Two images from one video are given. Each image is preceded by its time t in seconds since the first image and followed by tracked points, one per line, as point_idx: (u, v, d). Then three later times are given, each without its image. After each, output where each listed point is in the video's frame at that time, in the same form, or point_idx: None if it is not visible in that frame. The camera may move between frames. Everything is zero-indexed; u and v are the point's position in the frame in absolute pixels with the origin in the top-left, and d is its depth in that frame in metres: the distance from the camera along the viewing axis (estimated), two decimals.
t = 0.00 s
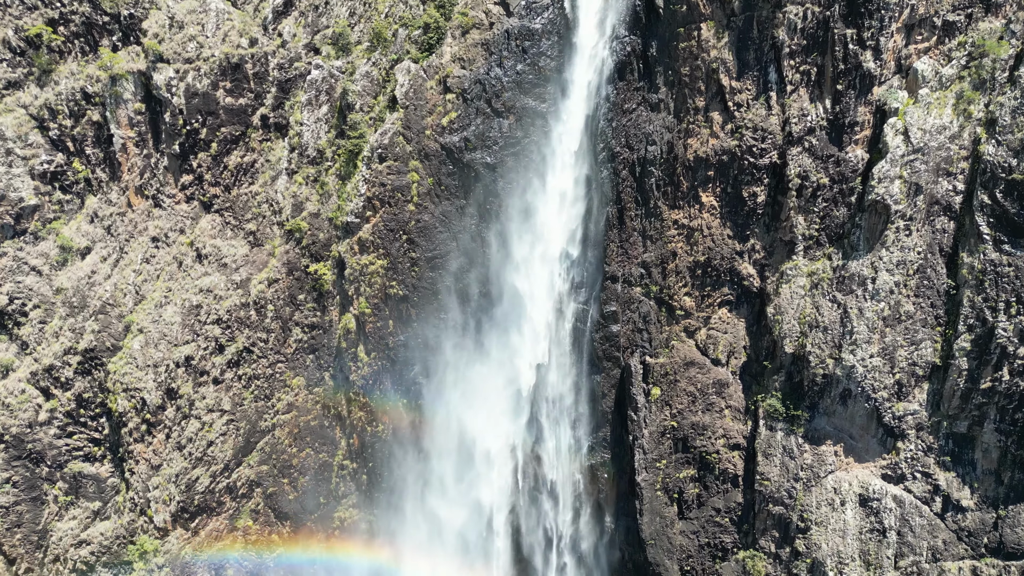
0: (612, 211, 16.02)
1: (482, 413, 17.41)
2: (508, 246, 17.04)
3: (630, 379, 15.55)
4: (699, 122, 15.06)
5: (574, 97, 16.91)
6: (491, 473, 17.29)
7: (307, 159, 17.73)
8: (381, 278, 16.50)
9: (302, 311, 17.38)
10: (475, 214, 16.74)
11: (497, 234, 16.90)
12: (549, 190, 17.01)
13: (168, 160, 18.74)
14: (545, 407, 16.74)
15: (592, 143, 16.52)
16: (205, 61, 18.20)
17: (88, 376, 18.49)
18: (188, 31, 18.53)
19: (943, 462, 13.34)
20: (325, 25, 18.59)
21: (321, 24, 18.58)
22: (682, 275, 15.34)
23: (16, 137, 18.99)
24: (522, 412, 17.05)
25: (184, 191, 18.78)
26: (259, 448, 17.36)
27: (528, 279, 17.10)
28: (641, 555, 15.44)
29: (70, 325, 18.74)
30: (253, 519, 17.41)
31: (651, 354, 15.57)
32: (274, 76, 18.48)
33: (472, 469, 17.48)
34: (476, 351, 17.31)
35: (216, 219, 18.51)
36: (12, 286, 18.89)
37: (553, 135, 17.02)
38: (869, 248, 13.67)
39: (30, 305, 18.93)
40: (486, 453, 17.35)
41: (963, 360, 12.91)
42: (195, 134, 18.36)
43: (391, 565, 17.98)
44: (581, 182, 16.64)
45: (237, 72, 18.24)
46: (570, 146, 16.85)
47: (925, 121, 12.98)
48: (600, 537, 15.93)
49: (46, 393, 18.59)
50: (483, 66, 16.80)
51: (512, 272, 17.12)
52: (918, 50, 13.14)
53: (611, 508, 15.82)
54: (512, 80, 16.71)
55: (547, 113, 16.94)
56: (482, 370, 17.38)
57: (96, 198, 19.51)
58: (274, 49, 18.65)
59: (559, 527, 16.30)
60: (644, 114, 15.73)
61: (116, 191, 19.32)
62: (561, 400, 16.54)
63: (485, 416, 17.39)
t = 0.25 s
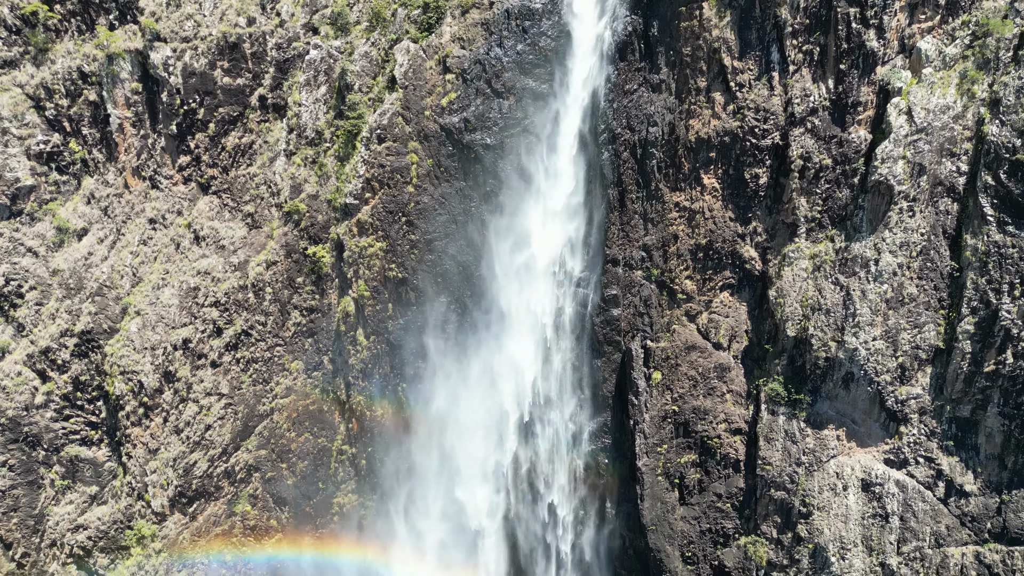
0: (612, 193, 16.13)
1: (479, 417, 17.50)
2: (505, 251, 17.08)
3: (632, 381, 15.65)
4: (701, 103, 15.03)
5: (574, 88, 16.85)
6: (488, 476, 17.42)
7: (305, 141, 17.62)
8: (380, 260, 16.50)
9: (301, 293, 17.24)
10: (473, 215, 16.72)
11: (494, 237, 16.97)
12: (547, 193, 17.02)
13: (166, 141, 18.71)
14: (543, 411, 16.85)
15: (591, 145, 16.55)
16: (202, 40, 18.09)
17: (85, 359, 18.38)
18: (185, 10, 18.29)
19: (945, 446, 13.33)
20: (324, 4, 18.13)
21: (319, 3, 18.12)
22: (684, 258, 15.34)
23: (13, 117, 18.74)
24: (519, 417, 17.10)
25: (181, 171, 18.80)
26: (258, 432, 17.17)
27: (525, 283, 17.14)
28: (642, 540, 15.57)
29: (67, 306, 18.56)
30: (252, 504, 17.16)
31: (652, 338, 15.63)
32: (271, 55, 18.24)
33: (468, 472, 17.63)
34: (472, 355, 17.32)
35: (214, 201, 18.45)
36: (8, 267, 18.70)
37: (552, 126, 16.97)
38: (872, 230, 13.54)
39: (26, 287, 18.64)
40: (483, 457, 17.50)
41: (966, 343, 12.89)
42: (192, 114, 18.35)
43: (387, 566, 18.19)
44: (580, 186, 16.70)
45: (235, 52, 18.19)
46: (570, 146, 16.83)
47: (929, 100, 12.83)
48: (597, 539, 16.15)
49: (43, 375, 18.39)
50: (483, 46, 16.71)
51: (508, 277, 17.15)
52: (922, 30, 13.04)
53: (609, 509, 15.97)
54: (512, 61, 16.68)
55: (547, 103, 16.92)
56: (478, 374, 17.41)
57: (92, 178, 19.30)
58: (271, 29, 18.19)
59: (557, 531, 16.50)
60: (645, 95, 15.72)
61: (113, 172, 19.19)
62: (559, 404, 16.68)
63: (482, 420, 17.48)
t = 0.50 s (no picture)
0: (613, 175, 16.12)
1: (477, 418, 17.76)
2: (503, 254, 17.37)
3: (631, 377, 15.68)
4: (703, 84, 14.92)
5: (571, 78, 16.95)
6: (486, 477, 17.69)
7: (304, 121, 17.49)
8: (379, 242, 16.50)
9: (299, 276, 17.16)
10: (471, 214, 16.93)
11: (493, 240, 17.26)
12: (544, 195, 17.21)
13: (162, 121, 18.60)
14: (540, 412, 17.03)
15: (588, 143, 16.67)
16: (200, 19, 17.95)
17: (82, 341, 18.45)
18: None
19: (948, 430, 13.18)
20: None
21: None
22: (685, 241, 15.27)
23: (9, 97, 18.98)
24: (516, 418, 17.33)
25: (179, 153, 18.70)
26: (256, 416, 17.02)
27: (523, 285, 17.42)
28: (643, 525, 15.61)
29: (63, 288, 18.68)
30: (250, 489, 17.00)
31: (653, 321, 15.62)
32: (269, 35, 18.06)
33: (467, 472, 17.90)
34: (471, 357, 17.64)
35: (212, 181, 18.43)
36: (4, 248, 18.91)
37: (550, 116, 17.09)
38: (875, 211, 13.45)
39: (23, 268, 18.88)
40: (481, 457, 17.77)
41: (970, 326, 12.72)
42: (189, 95, 18.23)
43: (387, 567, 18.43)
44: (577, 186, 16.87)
45: (232, 31, 17.98)
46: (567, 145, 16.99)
47: (932, 80, 12.75)
48: (592, 538, 16.31)
49: (39, 357, 18.61)
50: (483, 26, 16.75)
51: (506, 280, 17.42)
52: (925, 8, 12.89)
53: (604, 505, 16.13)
54: (512, 41, 16.76)
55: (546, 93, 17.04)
56: (476, 376, 17.70)
57: (89, 159, 19.45)
58: (269, 9, 18.06)
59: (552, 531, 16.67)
60: (646, 76, 15.68)
61: (110, 153, 19.24)
62: (555, 405, 16.86)
63: (480, 421, 17.74)
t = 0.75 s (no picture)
0: (613, 157, 16.04)
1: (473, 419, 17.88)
2: (498, 252, 17.45)
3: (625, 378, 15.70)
4: (704, 64, 14.81)
5: (569, 67, 16.92)
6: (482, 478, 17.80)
7: (302, 102, 17.46)
8: (378, 225, 16.44)
9: (297, 259, 17.05)
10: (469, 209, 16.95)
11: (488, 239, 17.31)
12: (540, 193, 17.19)
13: (159, 101, 18.50)
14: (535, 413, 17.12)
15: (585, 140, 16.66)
16: None
17: (79, 323, 18.54)
18: None
19: (951, 415, 13.09)
20: None
21: None
22: (686, 223, 15.20)
23: (5, 76, 18.99)
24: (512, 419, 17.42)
25: (176, 133, 18.60)
26: (254, 400, 17.03)
27: (518, 285, 17.45)
28: (643, 511, 15.52)
29: (59, 270, 18.75)
30: (249, 473, 16.99)
31: (654, 305, 15.48)
32: (268, 15, 17.81)
33: (463, 474, 18.10)
34: (468, 351, 17.71)
35: (209, 163, 18.31)
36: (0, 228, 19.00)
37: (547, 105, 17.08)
38: (878, 192, 13.33)
39: (18, 249, 18.99)
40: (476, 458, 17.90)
41: (974, 309, 12.56)
42: (187, 75, 17.99)
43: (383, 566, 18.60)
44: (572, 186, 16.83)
45: (230, 10, 17.72)
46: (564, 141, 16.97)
47: (935, 59, 12.65)
48: (588, 541, 16.27)
49: (35, 340, 18.68)
50: (482, 6, 16.67)
51: (505, 270, 17.44)
52: None
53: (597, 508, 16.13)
54: (512, 20, 16.65)
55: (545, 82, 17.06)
56: (473, 376, 17.80)
57: (85, 140, 19.39)
58: None
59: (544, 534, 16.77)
60: (646, 56, 15.59)
61: (106, 133, 19.17)
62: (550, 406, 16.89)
63: (476, 422, 17.85)
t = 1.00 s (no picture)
0: (614, 137, 15.88)
1: (467, 419, 17.88)
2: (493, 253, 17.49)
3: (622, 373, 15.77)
4: (706, 45, 14.71)
5: (566, 58, 16.98)
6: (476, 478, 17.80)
7: (299, 82, 17.31)
8: (377, 206, 16.34)
9: (296, 241, 16.97)
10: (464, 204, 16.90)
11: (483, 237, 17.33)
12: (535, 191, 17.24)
13: (156, 80, 18.31)
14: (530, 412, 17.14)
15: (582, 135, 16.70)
16: None
17: (75, 305, 18.32)
18: None
19: (954, 399, 13.03)
20: None
21: None
22: (687, 205, 15.11)
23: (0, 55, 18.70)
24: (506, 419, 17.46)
25: (173, 113, 18.39)
26: (252, 383, 16.96)
27: (517, 276, 17.46)
28: (644, 495, 15.45)
29: (55, 251, 18.52)
30: (246, 458, 16.98)
31: (655, 289, 15.40)
32: None
33: (460, 470, 18.04)
34: (466, 344, 17.74)
35: (206, 143, 18.19)
36: None
37: (546, 91, 17.06)
38: (881, 172, 13.24)
39: (15, 229, 18.85)
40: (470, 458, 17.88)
41: (976, 291, 12.48)
42: (183, 53, 17.81)
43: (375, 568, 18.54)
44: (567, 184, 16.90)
45: None
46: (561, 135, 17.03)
47: (939, 37, 12.55)
48: (587, 532, 16.28)
49: (31, 322, 18.50)
50: None
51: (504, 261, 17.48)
52: None
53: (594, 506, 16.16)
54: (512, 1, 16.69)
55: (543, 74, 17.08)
56: (466, 375, 17.83)
57: (81, 120, 19.22)
58: None
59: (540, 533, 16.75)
60: (648, 35, 15.47)
61: (102, 113, 18.99)
62: (545, 405, 16.93)
63: (470, 421, 17.86)
